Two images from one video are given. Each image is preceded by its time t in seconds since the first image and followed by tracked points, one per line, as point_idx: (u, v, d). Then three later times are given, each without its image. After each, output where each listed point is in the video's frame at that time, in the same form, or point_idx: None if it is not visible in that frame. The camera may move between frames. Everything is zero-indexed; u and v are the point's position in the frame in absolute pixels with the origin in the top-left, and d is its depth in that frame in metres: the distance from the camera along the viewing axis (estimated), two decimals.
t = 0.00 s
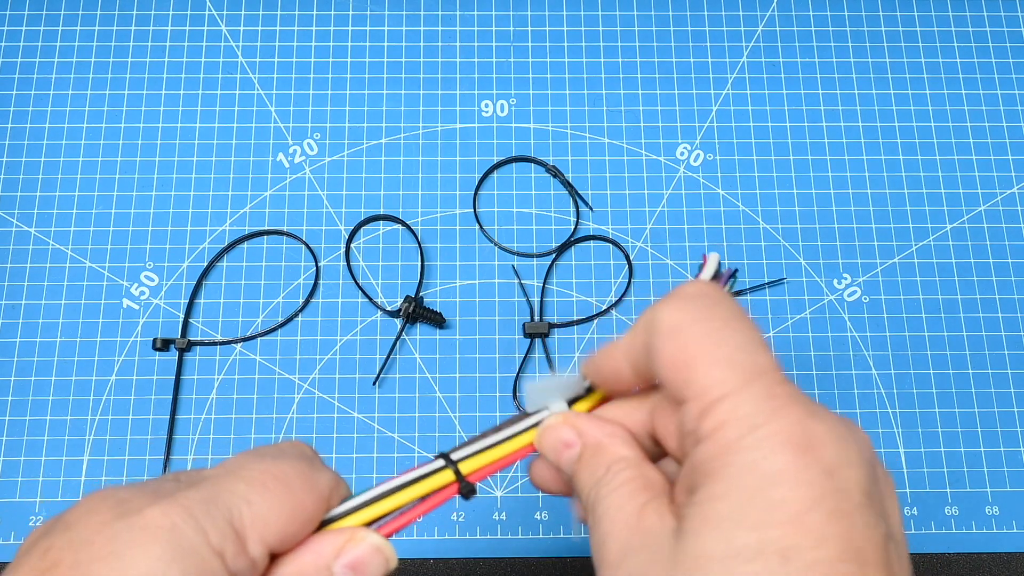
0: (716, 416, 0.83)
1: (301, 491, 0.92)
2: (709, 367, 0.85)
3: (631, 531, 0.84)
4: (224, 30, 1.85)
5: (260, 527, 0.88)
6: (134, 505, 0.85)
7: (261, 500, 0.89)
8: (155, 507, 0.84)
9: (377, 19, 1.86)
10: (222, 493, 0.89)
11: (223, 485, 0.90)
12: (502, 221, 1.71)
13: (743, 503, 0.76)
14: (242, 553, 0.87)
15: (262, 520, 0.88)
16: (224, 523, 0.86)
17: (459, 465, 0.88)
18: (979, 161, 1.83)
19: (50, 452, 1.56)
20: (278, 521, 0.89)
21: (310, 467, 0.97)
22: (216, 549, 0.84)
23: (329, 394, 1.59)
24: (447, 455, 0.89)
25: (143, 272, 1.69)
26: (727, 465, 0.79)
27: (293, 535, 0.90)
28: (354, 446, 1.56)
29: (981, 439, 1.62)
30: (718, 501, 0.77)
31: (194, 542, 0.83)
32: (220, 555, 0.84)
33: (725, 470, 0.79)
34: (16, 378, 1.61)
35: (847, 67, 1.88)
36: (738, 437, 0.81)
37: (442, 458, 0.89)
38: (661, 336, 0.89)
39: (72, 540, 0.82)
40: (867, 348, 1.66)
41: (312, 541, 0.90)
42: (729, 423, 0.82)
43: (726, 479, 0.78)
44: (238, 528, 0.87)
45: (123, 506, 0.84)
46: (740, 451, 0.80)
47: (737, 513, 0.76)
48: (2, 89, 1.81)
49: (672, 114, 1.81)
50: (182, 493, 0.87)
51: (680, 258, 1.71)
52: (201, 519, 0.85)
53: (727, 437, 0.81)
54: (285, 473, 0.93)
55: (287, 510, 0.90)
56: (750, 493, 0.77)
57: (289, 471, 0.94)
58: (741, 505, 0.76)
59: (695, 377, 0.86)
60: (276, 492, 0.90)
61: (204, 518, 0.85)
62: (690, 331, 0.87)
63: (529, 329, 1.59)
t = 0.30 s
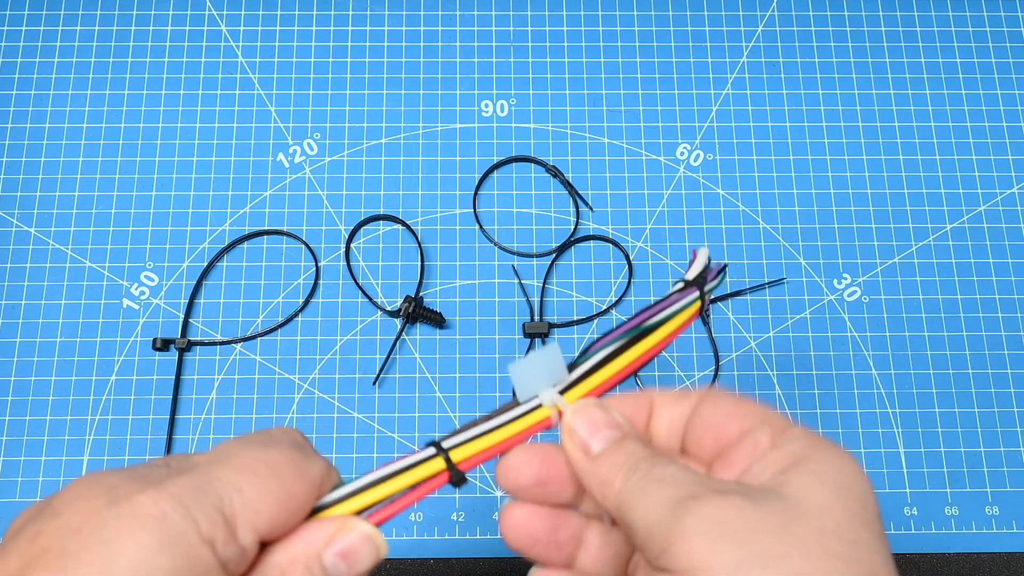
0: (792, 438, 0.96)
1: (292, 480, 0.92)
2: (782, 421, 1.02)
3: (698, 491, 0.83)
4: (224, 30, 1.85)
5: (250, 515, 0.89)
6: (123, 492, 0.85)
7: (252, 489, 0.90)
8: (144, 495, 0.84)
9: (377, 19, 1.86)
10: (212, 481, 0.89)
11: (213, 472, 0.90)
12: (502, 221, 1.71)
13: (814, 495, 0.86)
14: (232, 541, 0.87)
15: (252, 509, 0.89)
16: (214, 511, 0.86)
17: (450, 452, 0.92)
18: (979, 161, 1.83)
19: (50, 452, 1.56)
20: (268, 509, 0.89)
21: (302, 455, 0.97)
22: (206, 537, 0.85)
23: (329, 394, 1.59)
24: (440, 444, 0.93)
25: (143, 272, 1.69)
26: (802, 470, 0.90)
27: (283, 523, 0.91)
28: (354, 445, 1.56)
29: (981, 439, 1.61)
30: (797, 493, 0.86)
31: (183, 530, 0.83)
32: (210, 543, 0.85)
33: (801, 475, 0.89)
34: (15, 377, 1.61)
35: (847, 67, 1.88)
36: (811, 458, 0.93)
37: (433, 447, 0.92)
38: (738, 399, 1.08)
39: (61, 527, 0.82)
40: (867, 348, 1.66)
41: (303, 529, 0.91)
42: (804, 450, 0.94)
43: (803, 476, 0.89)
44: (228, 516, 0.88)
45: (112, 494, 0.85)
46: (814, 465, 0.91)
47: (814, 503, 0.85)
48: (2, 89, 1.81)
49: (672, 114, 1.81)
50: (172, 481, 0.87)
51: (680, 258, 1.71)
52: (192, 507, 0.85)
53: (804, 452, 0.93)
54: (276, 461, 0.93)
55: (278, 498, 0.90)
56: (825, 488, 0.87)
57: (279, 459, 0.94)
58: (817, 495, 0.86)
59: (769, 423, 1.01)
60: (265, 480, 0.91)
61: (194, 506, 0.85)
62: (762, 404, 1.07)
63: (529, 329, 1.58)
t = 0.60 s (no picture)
0: (768, 449, 0.96)
1: (281, 481, 0.93)
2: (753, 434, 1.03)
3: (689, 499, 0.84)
4: (224, 30, 1.85)
5: (241, 515, 0.89)
6: (114, 494, 0.85)
7: (242, 490, 0.90)
8: (136, 497, 0.84)
9: (377, 19, 1.86)
10: (203, 483, 0.89)
11: (203, 474, 0.90)
12: (502, 221, 1.71)
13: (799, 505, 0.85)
14: (223, 541, 0.88)
15: (243, 509, 0.89)
16: (205, 511, 0.86)
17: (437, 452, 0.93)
18: (979, 161, 1.83)
19: (50, 452, 1.56)
20: (259, 510, 0.90)
21: (290, 456, 0.97)
22: (198, 538, 0.85)
23: (329, 394, 1.59)
24: (426, 445, 0.93)
25: (143, 272, 1.69)
26: (786, 483, 0.89)
27: (273, 523, 0.91)
28: (354, 445, 1.56)
29: (981, 439, 1.61)
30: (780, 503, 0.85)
31: (176, 531, 0.83)
32: (202, 543, 0.85)
33: (785, 486, 0.89)
34: (15, 377, 1.61)
35: (847, 67, 1.88)
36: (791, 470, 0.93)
37: (421, 447, 0.93)
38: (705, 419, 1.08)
39: (52, 529, 0.82)
40: (867, 348, 1.66)
41: (292, 529, 0.91)
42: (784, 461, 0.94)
43: (789, 487, 0.88)
44: (219, 516, 0.88)
45: (103, 495, 0.84)
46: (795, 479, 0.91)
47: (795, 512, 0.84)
48: (2, 89, 1.81)
49: (672, 114, 1.81)
50: (163, 483, 0.87)
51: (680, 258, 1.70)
52: (184, 508, 0.85)
53: (783, 463, 0.93)
54: (265, 462, 0.93)
55: (268, 499, 0.90)
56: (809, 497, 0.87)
57: (268, 460, 0.94)
58: (806, 504, 0.85)
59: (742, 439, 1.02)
60: (255, 480, 0.91)
61: (185, 507, 0.85)
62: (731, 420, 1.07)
63: (529, 329, 1.58)
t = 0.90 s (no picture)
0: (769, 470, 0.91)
1: (266, 468, 0.92)
2: (782, 436, 0.92)
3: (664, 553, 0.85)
4: (224, 30, 1.85)
5: (227, 503, 0.89)
6: (101, 485, 0.86)
7: (227, 478, 0.89)
8: (123, 487, 0.85)
9: (377, 19, 1.86)
10: (188, 472, 0.89)
11: (189, 463, 0.90)
12: (502, 221, 1.71)
13: (800, 552, 0.79)
14: (211, 529, 0.87)
15: (229, 497, 0.89)
16: (191, 500, 0.87)
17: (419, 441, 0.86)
18: (979, 160, 1.83)
19: (50, 452, 1.56)
20: (245, 497, 0.89)
21: (274, 445, 0.96)
22: (184, 526, 0.85)
23: (329, 394, 1.59)
24: (407, 430, 0.86)
25: (143, 272, 1.69)
26: (793, 524, 0.83)
27: (260, 511, 0.90)
28: (353, 445, 1.56)
29: (981, 439, 1.61)
30: (780, 549, 0.80)
31: (162, 520, 0.84)
32: (189, 531, 0.85)
33: (791, 528, 0.83)
34: (15, 377, 1.61)
35: (847, 67, 1.88)
36: (807, 501, 0.85)
37: (404, 434, 0.86)
38: (731, 409, 0.98)
39: (42, 520, 0.84)
40: (867, 348, 1.66)
41: (278, 517, 0.90)
42: (801, 486, 0.87)
43: (792, 528, 0.83)
44: (206, 504, 0.88)
45: (90, 487, 0.85)
46: (806, 515, 0.83)
47: (795, 563, 0.78)
48: (2, 90, 1.81)
49: (672, 114, 1.81)
50: (149, 473, 0.88)
51: (680, 258, 1.70)
52: (169, 497, 0.86)
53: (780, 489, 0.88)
54: (249, 450, 0.93)
55: (253, 486, 0.90)
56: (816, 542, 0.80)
57: (253, 448, 0.93)
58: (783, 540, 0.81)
59: (766, 444, 0.92)
60: (240, 468, 0.90)
61: (171, 496, 0.86)
62: (763, 404, 0.95)
63: (529, 329, 1.58)
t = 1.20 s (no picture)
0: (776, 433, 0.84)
1: (288, 476, 0.93)
2: (789, 407, 0.84)
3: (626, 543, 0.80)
4: (224, 30, 1.85)
5: (249, 510, 0.89)
6: (123, 489, 0.85)
7: (250, 484, 0.90)
8: (146, 491, 0.84)
9: (377, 19, 1.86)
10: (211, 477, 0.89)
11: (211, 469, 0.90)
12: (501, 221, 1.71)
13: (783, 546, 0.75)
14: (231, 535, 0.88)
15: (251, 503, 0.89)
16: (214, 506, 0.87)
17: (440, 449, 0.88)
18: (979, 161, 1.83)
19: (50, 452, 1.56)
20: (266, 504, 0.90)
21: (296, 451, 0.97)
22: (206, 532, 0.85)
23: (329, 394, 1.59)
24: (429, 439, 0.89)
25: (143, 272, 1.69)
26: (780, 512, 0.78)
27: (280, 517, 0.91)
28: (354, 445, 1.56)
29: (981, 439, 1.61)
30: (760, 543, 0.76)
31: (186, 525, 0.83)
32: (211, 537, 0.85)
33: (777, 516, 0.78)
34: (15, 377, 1.61)
35: (847, 67, 1.88)
36: (795, 488, 0.79)
37: (425, 443, 0.89)
38: (741, 364, 0.89)
39: (62, 523, 0.83)
40: (867, 348, 1.66)
41: (298, 523, 0.91)
42: (794, 469, 0.80)
43: (781, 514, 0.77)
44: (227, 510, 0.88)
45: (113, 490, 0.85)
46: (792, 504, 0.78)
47: (775, 560, 0.74)
48: (2, 90, 1.81)
49: (672, 114, 1.81)
50: (172, 477, 0.87)
51: (680, 258, 1.70)
52: (192, 502, 0.85)
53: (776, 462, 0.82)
54: (272, 456, 0.93)
55: (275, 493, 0.91)
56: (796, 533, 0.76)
57: (275, 454, 0.94)
58: (775, 526, 0.77)
59: (772, 413, 0.85)
60: (263, 474, 0.91)
61: (194, 501, 0.86)
62: (776, 366, 0.87)
63: (529, 329, 1.58)
